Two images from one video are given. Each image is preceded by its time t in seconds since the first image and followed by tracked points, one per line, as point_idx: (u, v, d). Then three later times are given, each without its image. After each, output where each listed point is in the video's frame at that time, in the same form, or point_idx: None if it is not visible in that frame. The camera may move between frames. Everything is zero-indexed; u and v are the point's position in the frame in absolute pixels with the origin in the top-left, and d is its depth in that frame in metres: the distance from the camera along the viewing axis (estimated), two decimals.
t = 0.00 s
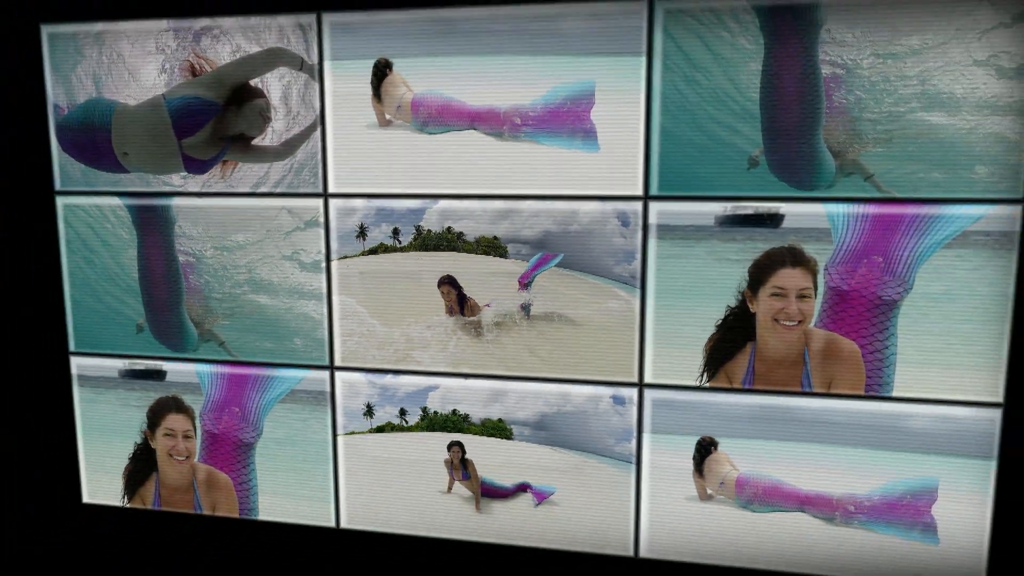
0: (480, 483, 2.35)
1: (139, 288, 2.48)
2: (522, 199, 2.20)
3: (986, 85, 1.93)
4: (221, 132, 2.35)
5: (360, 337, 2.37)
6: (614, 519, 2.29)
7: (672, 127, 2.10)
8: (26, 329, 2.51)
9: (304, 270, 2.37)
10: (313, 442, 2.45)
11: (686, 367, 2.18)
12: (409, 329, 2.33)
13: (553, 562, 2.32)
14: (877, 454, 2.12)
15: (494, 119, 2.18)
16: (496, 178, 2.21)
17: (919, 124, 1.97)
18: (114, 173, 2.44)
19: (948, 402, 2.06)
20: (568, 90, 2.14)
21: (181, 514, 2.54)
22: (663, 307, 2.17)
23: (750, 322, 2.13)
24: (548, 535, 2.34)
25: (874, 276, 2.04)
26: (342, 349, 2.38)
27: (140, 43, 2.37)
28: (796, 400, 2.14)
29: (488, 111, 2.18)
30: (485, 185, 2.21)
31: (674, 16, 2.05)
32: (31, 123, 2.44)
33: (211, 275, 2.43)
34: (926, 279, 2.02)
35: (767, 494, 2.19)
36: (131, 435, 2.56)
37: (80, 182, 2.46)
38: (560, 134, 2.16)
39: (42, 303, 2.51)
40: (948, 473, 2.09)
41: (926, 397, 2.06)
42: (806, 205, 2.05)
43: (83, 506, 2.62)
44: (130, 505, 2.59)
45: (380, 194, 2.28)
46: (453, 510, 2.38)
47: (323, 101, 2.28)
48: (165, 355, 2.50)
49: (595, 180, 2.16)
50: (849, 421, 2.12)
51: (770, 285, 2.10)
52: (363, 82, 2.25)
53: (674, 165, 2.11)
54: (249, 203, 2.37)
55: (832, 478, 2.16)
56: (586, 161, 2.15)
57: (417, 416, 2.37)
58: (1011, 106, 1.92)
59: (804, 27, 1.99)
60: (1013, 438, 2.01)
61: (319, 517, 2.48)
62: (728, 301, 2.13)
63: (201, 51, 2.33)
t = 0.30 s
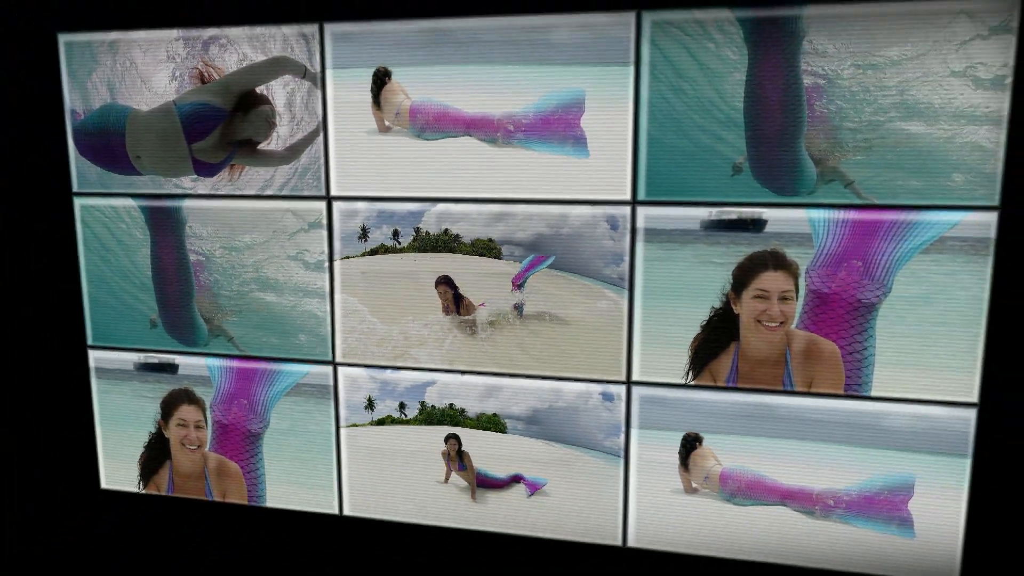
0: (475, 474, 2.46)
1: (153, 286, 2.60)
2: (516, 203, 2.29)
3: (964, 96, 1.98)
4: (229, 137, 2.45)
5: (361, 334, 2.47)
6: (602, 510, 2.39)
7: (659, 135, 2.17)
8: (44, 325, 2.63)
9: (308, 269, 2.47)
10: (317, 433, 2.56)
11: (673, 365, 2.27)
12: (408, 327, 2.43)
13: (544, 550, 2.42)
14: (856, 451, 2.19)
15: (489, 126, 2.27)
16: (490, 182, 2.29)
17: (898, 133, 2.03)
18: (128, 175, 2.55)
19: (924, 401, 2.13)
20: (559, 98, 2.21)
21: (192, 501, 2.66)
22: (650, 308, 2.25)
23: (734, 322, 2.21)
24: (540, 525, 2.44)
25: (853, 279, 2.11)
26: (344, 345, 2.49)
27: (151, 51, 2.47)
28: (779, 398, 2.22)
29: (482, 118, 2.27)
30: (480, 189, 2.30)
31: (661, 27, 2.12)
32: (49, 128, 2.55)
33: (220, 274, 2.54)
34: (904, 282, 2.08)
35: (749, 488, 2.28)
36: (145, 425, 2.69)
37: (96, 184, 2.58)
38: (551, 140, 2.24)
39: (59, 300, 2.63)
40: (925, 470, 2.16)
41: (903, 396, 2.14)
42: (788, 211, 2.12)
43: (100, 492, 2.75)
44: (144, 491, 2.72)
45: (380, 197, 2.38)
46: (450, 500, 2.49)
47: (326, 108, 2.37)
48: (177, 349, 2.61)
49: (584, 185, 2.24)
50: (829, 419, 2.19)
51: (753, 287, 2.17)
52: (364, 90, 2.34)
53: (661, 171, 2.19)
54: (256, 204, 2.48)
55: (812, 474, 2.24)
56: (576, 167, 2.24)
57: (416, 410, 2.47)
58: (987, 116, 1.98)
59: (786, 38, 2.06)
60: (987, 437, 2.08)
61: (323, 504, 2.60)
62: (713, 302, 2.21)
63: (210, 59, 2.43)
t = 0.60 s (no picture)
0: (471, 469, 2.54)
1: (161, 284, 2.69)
2: (509, 206, 2.35)
3: (945, 104, 2.02)
4: (233, 141, 2.53)
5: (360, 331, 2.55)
6: (593, 504, 2.47)
7: (649, 140, 2.22)
8: (57, 323, 2.71)
9: (309, 268, 2.57)
10: (319, 427, 2.65)
11: (661, 364, 2.33)
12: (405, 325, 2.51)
13: (536, 542, 2.50)
14: (839, 449, 2.25)
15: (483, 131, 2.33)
16: (485, 186, 2.37)
17: (880, 140, 2.07)
18: (137, 176, 2.64)
19: (905, 402, 2.18)
20: (551, 105, 2.28)
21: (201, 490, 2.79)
22: (639, 308, 2.31)
23: (720, 323, 2.26)
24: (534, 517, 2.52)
25: (837, 282, 2.16)
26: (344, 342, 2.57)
27: (158, 57, 2.54)
28: (763, 398, 2.28)
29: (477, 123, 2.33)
30: (475, 192, 2.38)
31: (650, 35, 2.17)
32: (66, 133, 2.62)
33: (226, 272, 2.63)
34: (886, 286, 2.13)
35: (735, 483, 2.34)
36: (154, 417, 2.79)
37: (107, 184, 2.67)
38: (544, 145, 2.30)
39: (71, 297, 2.71)
40: (905, 468, 2.22)
41: (885, 397, 2.19)
42: (773, 215, 2.17)
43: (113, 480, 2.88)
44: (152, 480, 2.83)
45: (378, 200, 2.45)
46: (447, 492, 2.58)
47: (326, 112, 2.44)
48: (184, 345, 2.71)
49: (574, 189, 2.31)
50: (812, 418, 2.25)
51: (739, 289, 2.23)
52: (363, 95, 2.40)
53: (650, 176, 2.24)
54: (261, 206, 2.57)
55: (796, 471, 2.30)
56: (568, 171, 2.30)
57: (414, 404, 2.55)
58: (968, 124, 2.02)
59: (772, 47, 2.10)
60: (966, 437, 2.14)
61: (325, 495, 2.70)
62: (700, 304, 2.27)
63: (214, 65, 2.50)
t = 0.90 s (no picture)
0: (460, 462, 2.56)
1: (166, 282, 2.76)
2: (503, 208, 2.41)
3: (930, 110, 2.05)
4: (235, 143, 2.59)
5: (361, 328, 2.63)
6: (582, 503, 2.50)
7: (639, 144, 2.26)
8: (63, 320, 2.83)
9: (309, 268, 2.63)
10: (323, 422, 2.75)
11: (650, 363, 2.38)
12: (403, 323, 2.58)
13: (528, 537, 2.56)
14: (824, 447, 2.30)
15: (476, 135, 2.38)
16: (479, 188, 2.43)
17: (865, 145, 2.10)
18: (142, 177, 2.70)
19: (889, 402, 2.22)
20: (544, 109, 2.32)
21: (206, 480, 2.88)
22: (629, 309, 2.36)
23: (709, 324, 2.31)
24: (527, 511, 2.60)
25: (823, 285, 2.20)
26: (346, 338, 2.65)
27: (162, 61, 2.59)
28: (751, 397, 2.32)
29: (470, 128, 2.38)
30: (469, 194, 2.44)
31: (640, 41, 2.21)
32: (67, 135, 2.70)
33: (228, 271, 2.70)
34: (871, 289, 2.17)
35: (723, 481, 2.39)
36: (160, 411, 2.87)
37: (113, 185, 2.73)
38: (536, 149, 2.35)
39: (78, 295, 2.82)
40: (888, 467, 2.26)
41: (869, 397, 2.23)
42: (761, 219, 2.20)
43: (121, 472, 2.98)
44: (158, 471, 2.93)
45: (375, 201, 2.51)
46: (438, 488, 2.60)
47: (324, 116, 2.50)
48: (189, 341, 2.78)
49: (567, 193, 2.36)
50: (798, 417, 2.30)
51: (727, 291, 2.27)
52: (359, 100, 2.45)
53: (640, 180, 2.28)
54: (261, 206, 2.62)
55: (782, 469, 2.35)
56: (561, 175, 2.36)
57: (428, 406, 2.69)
58: (953, 130, 2.05)
59: (759, 53, 2.13)
60: (949, 438, 2.19)
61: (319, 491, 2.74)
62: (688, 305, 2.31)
63: (216, 68, 2.55)
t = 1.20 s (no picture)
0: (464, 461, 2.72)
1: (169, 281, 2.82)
2: (496, 209, 2.44)
3: (917, 115, 2.07)
4: (234, 145, 2.63)
5: (357, 326, 2.68)
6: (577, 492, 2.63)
7: (630, 148, 2.29)
8: (73, 316, 2.95)
9: (307, 267, 2.68)
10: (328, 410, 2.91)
11: (641, 363, 2.41)
12: (399, 322, 2.62)
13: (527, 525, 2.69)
14: (812, 446, 2.33)
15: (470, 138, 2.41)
16: (472, 191, 2.46)
17: (852, 149, 2.13)
18: (145, 178, 2.75)
19: (876, 403, 2.25)
20: (536, 112, 2.35)
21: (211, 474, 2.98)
22: (620, 310, 2.40)
23: (698, 325, 2.34)
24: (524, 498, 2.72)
25: (811, 287, 2.22)
26: (343, 337, 2.71)
27: (163, 64, 2.63)
28: (740, 397, 2.36)
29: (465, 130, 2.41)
30: (463, 196, 2.46)
31: (630, 45, 2.23)
32: (66, 134, 2.78)
33: (229, 271, 2.76)
34: (858, 291, 2.19)
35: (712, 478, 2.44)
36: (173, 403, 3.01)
37: (117, 185, 2.79)
38: (529, 152, 2.38)
39: (86, 292, 2.92)
40: (875, 466, 2.30)
41: (856, 398, 2.25)
42: (750, 221, 2.23)
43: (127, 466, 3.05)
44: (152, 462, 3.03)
45: (371, 203, 2.55)
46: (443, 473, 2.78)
47: (321, 118, 2.54)
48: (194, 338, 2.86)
49: (559, 193, 2.39)
50: (786, 417, 2.33)
51: (716, 293, 2.30)
52: (356, 102, 2.49)
53: (631, 183, 2.31)
54: (261, 207, 2.66)
55: (770, 468, 2.39)
56: (552, 176, 2.38)
57: (421, 429, 2.75)
58: (939, 134, 2.07)
59: (748, 57, 2.15)
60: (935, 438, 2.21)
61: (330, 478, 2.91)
62: (678, 306, 2.34)
63: (215, 71, 2.59)
